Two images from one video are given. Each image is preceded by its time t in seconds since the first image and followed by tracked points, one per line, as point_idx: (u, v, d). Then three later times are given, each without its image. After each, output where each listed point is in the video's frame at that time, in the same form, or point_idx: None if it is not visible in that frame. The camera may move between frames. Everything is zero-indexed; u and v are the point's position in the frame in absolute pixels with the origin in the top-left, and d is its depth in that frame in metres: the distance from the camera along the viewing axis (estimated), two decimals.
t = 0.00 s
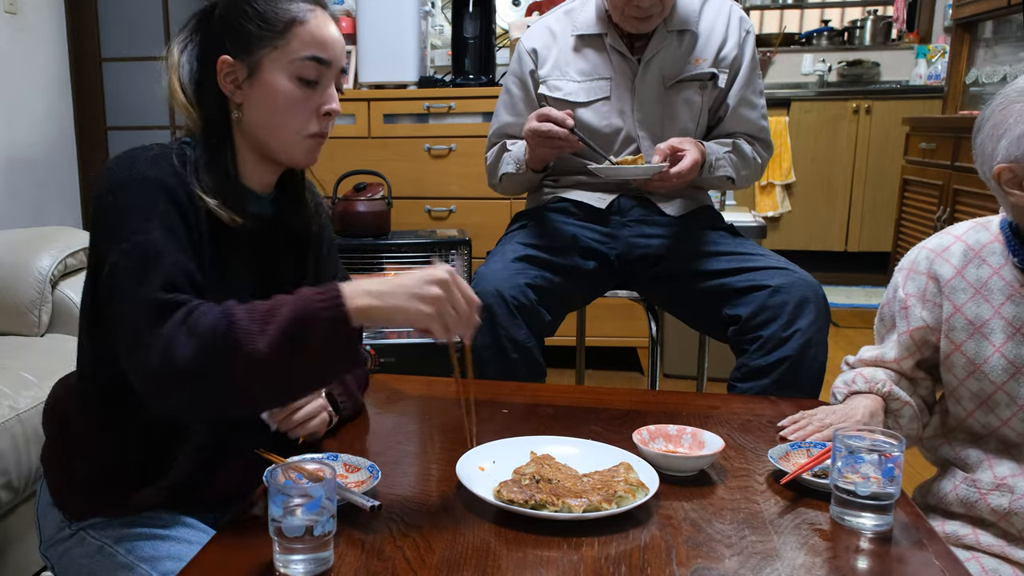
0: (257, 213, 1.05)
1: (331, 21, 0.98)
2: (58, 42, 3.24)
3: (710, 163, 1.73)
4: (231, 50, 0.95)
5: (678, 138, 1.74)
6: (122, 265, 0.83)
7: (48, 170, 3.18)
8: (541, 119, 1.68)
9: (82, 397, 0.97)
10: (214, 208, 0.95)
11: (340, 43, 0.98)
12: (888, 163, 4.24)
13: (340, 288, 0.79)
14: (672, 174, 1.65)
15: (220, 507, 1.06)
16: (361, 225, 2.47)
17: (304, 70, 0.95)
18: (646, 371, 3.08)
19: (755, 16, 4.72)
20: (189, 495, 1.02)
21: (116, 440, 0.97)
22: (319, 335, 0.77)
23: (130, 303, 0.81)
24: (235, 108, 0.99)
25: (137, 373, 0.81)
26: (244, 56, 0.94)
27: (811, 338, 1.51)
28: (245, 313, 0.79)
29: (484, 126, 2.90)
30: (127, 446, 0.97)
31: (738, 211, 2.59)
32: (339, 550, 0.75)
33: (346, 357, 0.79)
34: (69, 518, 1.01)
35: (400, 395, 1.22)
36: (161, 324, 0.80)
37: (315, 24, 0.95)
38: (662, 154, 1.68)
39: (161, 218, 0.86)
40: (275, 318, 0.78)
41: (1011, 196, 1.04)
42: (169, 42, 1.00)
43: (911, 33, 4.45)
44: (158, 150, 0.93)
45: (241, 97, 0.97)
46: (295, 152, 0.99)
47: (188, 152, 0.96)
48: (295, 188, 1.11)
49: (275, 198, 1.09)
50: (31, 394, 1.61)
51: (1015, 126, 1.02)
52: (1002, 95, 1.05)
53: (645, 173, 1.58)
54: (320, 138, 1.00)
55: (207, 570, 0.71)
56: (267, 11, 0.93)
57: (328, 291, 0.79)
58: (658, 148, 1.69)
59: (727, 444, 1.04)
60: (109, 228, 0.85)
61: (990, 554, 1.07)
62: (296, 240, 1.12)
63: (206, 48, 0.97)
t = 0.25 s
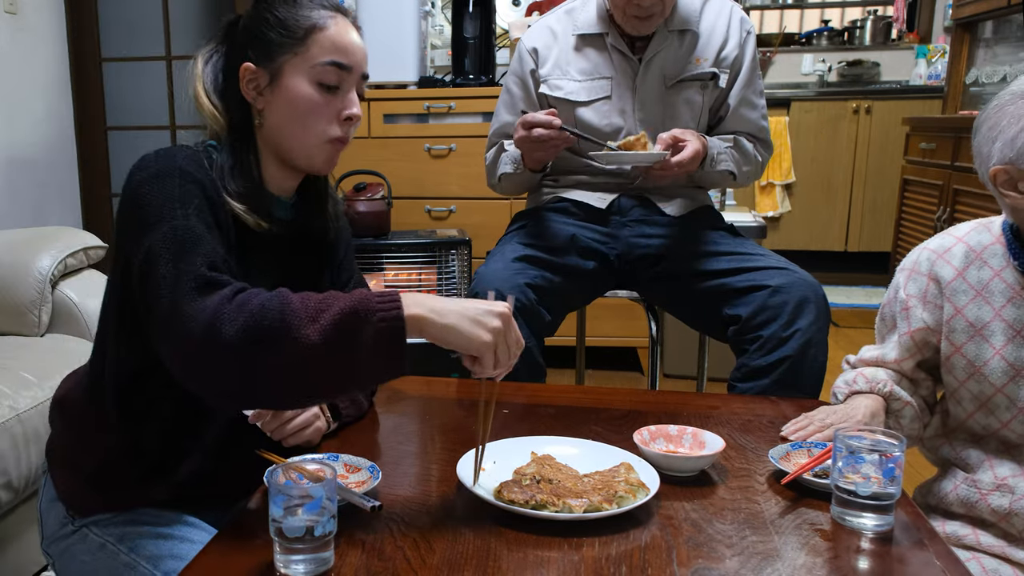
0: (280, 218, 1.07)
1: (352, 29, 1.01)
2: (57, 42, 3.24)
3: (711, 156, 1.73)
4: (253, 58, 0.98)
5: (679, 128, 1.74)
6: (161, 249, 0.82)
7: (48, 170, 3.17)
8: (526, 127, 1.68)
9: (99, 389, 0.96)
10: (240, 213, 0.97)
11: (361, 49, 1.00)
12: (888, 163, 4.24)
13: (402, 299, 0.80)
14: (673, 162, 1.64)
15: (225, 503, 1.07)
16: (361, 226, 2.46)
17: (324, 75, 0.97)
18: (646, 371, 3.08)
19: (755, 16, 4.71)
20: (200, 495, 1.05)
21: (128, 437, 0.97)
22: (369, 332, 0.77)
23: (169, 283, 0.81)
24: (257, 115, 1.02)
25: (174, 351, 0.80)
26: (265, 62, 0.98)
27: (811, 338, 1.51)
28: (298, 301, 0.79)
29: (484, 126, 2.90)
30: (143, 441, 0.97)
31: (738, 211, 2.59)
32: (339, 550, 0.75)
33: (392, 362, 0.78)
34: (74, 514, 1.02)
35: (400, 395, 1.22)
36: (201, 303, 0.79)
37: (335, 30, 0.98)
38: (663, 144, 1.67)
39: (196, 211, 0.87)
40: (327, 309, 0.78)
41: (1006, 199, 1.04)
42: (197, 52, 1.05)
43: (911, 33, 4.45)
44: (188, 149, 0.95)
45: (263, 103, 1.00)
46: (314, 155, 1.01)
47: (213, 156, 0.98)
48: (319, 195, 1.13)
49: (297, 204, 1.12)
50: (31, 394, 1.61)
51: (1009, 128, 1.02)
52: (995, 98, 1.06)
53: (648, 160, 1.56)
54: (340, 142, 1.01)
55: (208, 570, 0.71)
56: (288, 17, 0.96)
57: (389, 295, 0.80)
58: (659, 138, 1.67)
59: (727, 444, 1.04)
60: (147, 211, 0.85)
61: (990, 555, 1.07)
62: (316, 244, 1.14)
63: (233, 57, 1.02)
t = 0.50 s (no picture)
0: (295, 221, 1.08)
1: (369, 33, 1.01)
2: (57, 42, 3.23)
3: (711, 145, 1.71)
4: (270, 64, 0.99)
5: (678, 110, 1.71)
6: (164, 256, 0.82)
7: (47, 170, 3.17)
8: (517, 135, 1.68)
9: (113, 389, 0.97)
10: (255, 218, 0.98)
11: (378, 53, 1.00)
12: (888, 163, 4.24)
13: (382, 305, 0.76)
14: (671, 139, 1.61)
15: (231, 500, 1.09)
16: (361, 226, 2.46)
17: (338, 80, 0.97)
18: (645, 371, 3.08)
19: (755, 16, 4.71)
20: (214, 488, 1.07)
21: (140, 437, 0.97)
22: (344, 346, 0.73)
23: (168, 290, 0.81)
24: (274, 121, 1.03)
25: (170, 358, 0.80)
26: (281, 68, 0.98)
27: (811, 338, 1.51)
28: (275, 313, 0.76)
29: (484, 126, 2.90)
30: (155, 442, 0.99)
31: (738, 211, 2.59)
32: (340, 550, 0.75)
33: (376, 374, 0.74)
34: (85, 507, 1.01)
35: (400, 395, 1.22)
36: (191, 311, 0.78)
37: (350, 36, 0.97)
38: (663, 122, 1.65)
39: (204, 218, 0.87)
40: (304, 321, 0.75)
41: (999, 203, 1.04)
42: (220, 60, 1.08)
43: (911, 33, 4.45)
44: (206, 156, 0.96)
45: (279, 108, 1.01)
46: (329, 160, 1.00)
47: (230, 162, 1.00)
48: (334, 199, 1.13)
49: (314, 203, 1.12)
50: (31, 394, 1.61)
51: (998, 132, 1.02)
52: (985, 107, 1.07)
53: (645, 136, 1.53)
54: (354, 147, 1.01)
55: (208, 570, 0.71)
56: (306, 23, 0.97)
57: (369, 303, 0.76)
58: (660, 116, 1.65)
59: (727, 444, 1.04)
60: (156, 217, 0.86)
61: (990, 555, 1.07)
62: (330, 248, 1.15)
63: (252, 63, 1.03)
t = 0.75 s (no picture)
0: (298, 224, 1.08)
1: (377, 36, 1.01)
2: (57, 42, 3.23)
3: (716, 132, 1.70)
4: (277, 67, 1.00)
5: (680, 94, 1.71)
6: (177, 248, 0.82)
7: (47, 170, 3.17)
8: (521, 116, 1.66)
9: (118, 387, 0.96)
10: (262, 222, 0.98)
11: (386, 56, 1.00)
12: (888, 163, 4.24)
13: (407, 303, 0.76)
14: (672, 119, 1.61)
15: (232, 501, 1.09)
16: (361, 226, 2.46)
17: (346, 84, 0.97)
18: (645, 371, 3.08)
19: (755, 16, 4.71)
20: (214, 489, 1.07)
21: (145, 437, 0.98)
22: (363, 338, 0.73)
23: (181, 280, 0.81)
24: (280, 124, 1.03)
25: (183, 348, 0.80)
26: (289, 72, 0.99)
27: (812, 339, 1.51)
28: (297, 301, 0.77)
29: (484, 126, 2.90)
30: (159, 441, 0.99)
31: (738, 211, 2.59)
32: (340, 550, 0.75)
33: (393, 368, 0.74)
34: (87, 507, 1.01)
35: (400, 395, 1.22)
36: (206, 299, 0.78)
37: (358, 39, 0.98)
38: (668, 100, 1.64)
39: (216, 213, 0.87)
40: (322, 311, 0.75)
41: (997, 205, 1.05)
42: (226, 63, 1.07)
43: (911, 33, 4.45)
44: (215, 156, 0.95)
45: (287, 111, 1.01)
46: (340, 161, 1.01)
47: (239, 162, 0.99)
48: (337, 198, 1.14)
49: (315, 208, 1.13)
50: (31, 394, 1.61)
51: (994, 134, 1.02)
52: (981, 109, 1.07)
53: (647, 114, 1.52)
54: (364, 148, 1.01)
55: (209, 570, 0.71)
56: (314, 28, 0.97)
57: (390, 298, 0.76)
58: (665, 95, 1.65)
59: (727, 444, 1.04)
60: (167, 211, 0.85)
61: (990, 555, 1.07)
62: (333, 251, 1.14)
63: (260, 65, 1.03)
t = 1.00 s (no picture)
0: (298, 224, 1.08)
1: (376, 36, 1.01)
2: (57, 42, 3.23)
3: (717, 127, 1.70)
4: (277, 67, 1.00)
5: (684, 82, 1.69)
6: (174, 250, 0.82)
7: (47, 170, 3.17)
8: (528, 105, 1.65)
9: (118, 388, 0.97)
10: (262, 224, 0.98)
11: (385, 56, 1.00)
12: (888, 163, 4.24)
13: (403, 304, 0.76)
14: (672, 108, 1.61)
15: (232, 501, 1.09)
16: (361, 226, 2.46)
17: (345, 84, 0.97)
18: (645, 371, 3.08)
19: (755, 16, 4.71)
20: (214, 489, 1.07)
21: (144, 438, 0.98)
22: (360, 341, 0.73)
23: (179, 282, 0.81)
24: (280, 124, 1.03)
25: (181, 348, 0.80)
26: (289, 72, 0.99)
27: (813, 338, 1.51)
28: (292, 303, 0.76)
29: (484, 126, 2.90)
30: (158, 442, 0.99)
31: (738, 211, 2.59)
32: (339, 551, 0.75)
33: (390, 370, 0.74)
34: (87, 507, 1.01)
35: (400, 395, 1.22)
36: (205, 300, 0.78)
37: (357, 38, 0.98)
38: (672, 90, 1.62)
39: (214, 215, 0.87)
40: (320, 312, 0.75)
41: (998, 205, 1.04)
42: (225, 63, 1.07)
43: (911, 33, 4.45)
44: (213, 159, 0.95)
45: (286, 111, 1.01)
46: (340, 163, 1.01)
47: (237, 164, 0.99)
48: (336, 199, 1.14)
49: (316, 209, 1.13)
50: (31, 394, 1.61)
51: (996, 134, 1.02)
52: (982, 110, 1.07)
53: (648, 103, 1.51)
54: (364, 148, 1.01)
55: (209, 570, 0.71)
56: (314, 28, 0.97)
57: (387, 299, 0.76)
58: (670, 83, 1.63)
59: (727, 444, 1.04)
60: (165, 213, 0.86)
61: (990, 555, 1.07)
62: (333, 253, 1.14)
63: (259, 67, 1.03)
